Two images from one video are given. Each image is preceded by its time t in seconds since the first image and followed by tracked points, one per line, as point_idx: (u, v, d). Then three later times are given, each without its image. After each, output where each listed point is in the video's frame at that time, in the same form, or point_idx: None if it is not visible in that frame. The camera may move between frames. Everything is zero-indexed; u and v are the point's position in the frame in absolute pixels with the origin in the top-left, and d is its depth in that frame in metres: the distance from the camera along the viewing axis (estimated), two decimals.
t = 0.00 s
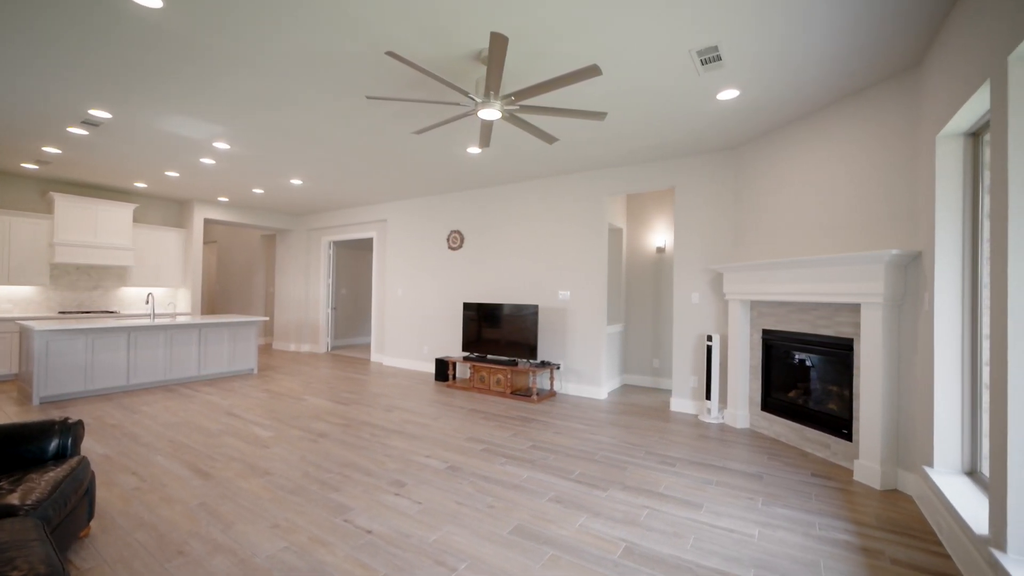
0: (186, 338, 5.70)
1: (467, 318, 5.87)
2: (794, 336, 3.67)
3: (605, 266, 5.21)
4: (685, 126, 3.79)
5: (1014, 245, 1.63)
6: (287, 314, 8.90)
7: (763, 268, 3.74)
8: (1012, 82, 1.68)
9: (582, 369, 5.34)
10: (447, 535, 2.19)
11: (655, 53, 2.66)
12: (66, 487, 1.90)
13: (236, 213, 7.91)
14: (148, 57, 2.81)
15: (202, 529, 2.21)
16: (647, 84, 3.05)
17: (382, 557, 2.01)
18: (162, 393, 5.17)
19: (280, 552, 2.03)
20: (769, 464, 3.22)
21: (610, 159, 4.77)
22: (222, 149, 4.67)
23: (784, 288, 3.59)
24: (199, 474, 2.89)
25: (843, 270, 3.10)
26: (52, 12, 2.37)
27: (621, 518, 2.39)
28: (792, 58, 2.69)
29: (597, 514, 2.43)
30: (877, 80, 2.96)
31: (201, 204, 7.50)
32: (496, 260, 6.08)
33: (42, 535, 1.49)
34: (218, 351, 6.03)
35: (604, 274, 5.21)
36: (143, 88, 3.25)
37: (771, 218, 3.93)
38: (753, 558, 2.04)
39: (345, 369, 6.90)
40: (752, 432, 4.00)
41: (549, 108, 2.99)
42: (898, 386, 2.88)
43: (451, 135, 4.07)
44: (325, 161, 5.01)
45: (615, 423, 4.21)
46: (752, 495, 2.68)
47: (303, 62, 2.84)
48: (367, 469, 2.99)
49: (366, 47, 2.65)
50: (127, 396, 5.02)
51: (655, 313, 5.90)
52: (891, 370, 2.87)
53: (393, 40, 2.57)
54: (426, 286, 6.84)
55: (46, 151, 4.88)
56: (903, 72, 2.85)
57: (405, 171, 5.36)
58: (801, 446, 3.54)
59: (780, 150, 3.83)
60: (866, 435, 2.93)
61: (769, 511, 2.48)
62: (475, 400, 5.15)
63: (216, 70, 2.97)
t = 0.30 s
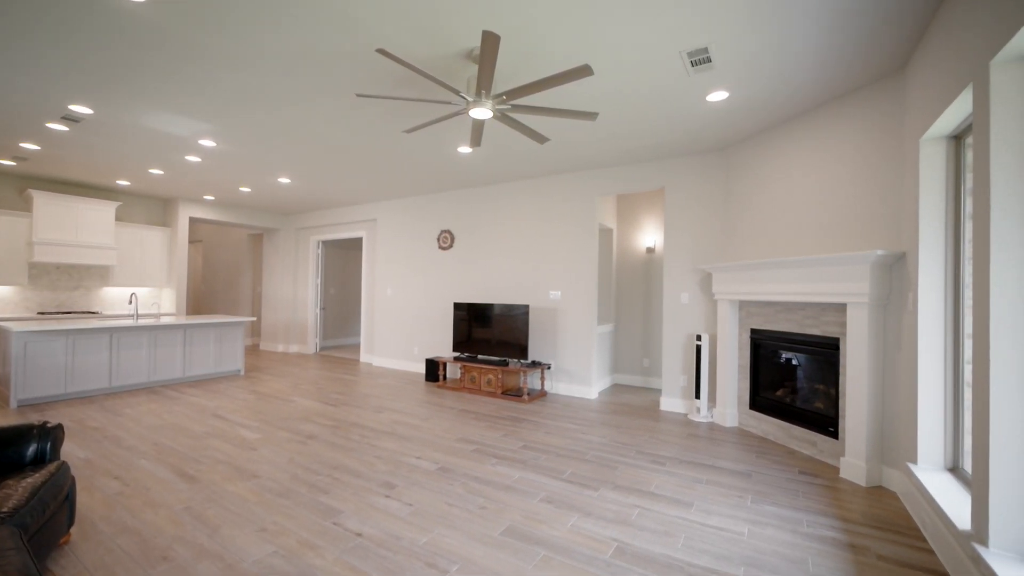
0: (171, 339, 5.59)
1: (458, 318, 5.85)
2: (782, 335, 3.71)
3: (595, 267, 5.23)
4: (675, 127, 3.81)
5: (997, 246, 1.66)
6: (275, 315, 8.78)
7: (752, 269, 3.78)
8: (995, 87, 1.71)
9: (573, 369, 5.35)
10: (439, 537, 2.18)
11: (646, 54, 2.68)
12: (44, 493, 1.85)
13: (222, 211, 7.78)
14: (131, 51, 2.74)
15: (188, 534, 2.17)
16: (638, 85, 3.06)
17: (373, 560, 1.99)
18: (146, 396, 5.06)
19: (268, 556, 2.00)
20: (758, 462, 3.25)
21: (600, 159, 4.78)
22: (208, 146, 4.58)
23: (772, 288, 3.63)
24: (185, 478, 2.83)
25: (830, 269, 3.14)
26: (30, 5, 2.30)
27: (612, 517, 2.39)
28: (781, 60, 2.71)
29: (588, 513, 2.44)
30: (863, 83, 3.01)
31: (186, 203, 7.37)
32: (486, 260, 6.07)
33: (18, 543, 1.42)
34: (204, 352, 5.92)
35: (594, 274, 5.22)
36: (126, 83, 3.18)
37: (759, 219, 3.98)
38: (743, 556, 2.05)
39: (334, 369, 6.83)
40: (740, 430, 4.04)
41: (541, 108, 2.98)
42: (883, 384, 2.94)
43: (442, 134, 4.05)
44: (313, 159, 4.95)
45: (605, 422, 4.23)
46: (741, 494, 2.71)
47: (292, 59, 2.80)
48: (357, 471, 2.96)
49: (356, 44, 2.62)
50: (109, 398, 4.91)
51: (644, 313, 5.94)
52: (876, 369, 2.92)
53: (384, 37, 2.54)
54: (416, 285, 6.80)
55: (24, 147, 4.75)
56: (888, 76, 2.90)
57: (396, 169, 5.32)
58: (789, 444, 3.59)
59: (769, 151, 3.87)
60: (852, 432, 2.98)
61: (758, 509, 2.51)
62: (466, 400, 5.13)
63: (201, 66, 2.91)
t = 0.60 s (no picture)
0: (155, 340, 5.48)
1: (448, 318, 5.82)
2: (770, 335, 3.76)
3: (586, 267, 5.24)
4: (664, 128, 3.83)
5: (980, 247, 1.70)
6: (262, 315, 8.65)
7: (740, 269, 3.81)
8: (977, 92, 1.75)
9: (564, 369, 5.36)
10: (430, 540, 2.16)
11: (638, 56, 2.69)
12: (22, 500, 1.80)
13: (207, 210, 7.66)
14: (114, 46, 2.68)
15: (173, 540, 2.12)
16: (630, 86, 3.07)
17: (363, 564, 1.96)
18: (128, 398, 4.95)
19: (256, 562, 1.97)
20: (747, 460, 3.29)
21: (591, 160, 4.80)
22: (193, 144, 4.50)
23: (760, 289, 3.68)
24: (169, 482, 2.77)
25: (817, 270, 3.18)
26: None
27: (604, 518, 2.40)
28: (769, 63, 2.74)
29: (580, 514, 2.44)
30: (849, 87, 3.06)
31: (170, 201, 7.23)
32: (477, 260, 6.05)
33: None
34: (189, 353, 5.81)
35: (585, 274, 5.24)
36: (108, 78, 3.10)
37: (747, 220, 4.02)
38: (733, 554, 2.07)
39: (323, 370, 6.76)
40: (729, 429, 4.08)
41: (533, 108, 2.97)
42: (868, 383, 2.98)
43: (432, 133, 4.02)
44: (301, 158, 4.89)
45: (596, 422, 4.24)
46: (731, 492, 2.74)
47: (280, 56, 2.76)
48: (347, 474, 2.93)
49: (346, 42, 2.58)
50: (90, 401, 4.79)
51: (635, 312, 5.97)
52: (862, 367, 2.97)
53: (374, 35, 2.51)
54: (406, 285, 6.75)
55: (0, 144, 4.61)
56: (873, 80, 2.95)
57: (385, 169, 5.28)
58: (777, 443, 3.63)
59: (757, 153, 3.92)
60: (838, 430, 3.03)
61: (747, 508, 2.53)
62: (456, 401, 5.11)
63: (187, 62, 2.86)
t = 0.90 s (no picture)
0: (137, 341, 5.36)
1: (438, 318, 5.79)
2: (757, 335, 3.80)
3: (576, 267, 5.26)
4: (655, 129, 3.86)
5: (963, 249, 1.74)
6: (248, 315, 8.52)
7: (729, 269, 3.86)
8: (960, 97, 1.79)
9: (554, 369, 5.36)
10: (422, 543, 2.14)
11: (629, 57, 2.70)
12: None
13: (192, 209, 7.52)
14: (96, 41, 2.61)
15: (157, 547, 2.08)
16: (621, 87, 3.08)
17: (354, 568, 1.94)
18: (110, 401, 4.83)
19: (244, 567, 1.93)
20: (735, 459, 3.32)
21: (582, 161, 4.81)
22: (177, 141, 4.40)
23: (748, 289, 3.72)
24: (153, 487, 2.71)
25: (804, 271, 3.23)
26: None
27: (596, 518, 2.41)
28: (758, 66, 2.78)
29: (572, 514, 2.44)
30: (835, 91, 3.12)
31: (153, 200, 7.08)
32: (467, 259, 6.03)
33: None
34: (173, 355, 5.70)
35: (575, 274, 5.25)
36: (89, 74, 3.02)
37: (736, 221, 4.07)
38: (724, 552, 2.09)
39: (311, 371, 6.68)
40: (718, 428, 4.13)
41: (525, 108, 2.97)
42: (853, 382, 3.04)
43: (423, 133, 4.00)
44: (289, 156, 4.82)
45: (586, 422, 4.25)
46: (721, 491, 2.76)
47: (268, 53, 2.71)
48: (336, 476, 2.90)
49: (336, 39, 2.55)
50: (70, 404, 4.67)
51: (624, 312, 6.01)
52: (848, 367, 3.02)
53: (365, 33, 2.49)
54: (396, 286, 6.70)
55: None
56: (858, 84, 3.01)
57: (375, 168, 5.24)
58: (765, 441, 3.68)
59: (745, 155, 3.97)
60: (825, 429, 3.08)
61: (737, 506, 2.56)
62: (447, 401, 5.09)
63: (172, 58, 2.80)
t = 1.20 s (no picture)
0: (119, 343, 5.24)
1: (428, 319, 5.75)
2: (745, 334, 3.84)
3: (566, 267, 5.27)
4: (645, 131, 3.88)
5: (945, 251, 1.78)
6: (234, 316, 8.38)
7: (717, 270, 3.90)
8: (942, 103, 1.83)
9: (544, 369, 5.37)
10: (413, 546, 2.13)
11: (620, 59, 2.71)
12: None
13: (176, 208, 7.37)
14: (76, 34, 2.54)
15: (141, 554, 2.03)
16: (611, 88, 3.10)
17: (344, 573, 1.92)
18: (90, 405, 4.71)
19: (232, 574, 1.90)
20: (724, 458, 3.36)
21: (571, 161, 4.82)
22: (160, 138, 4.31)
23: (736, 289, 3.76)
24: (136, 493, 2.65)
25: (790, 271, 3.28)
26: None
27: (587, 518, 2.41)
28: (747, 69, 2.81)
29: (563, 515, 2.45)
30: (820, 95, 3.18)
31: (135, 198, 6.92)
32: (457, 259, 6.00)
33: None
34: (156, 358, 5.58)
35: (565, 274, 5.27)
36: (69, 68, 2.94)
37: (723, 222, 4.12)
38: (714, 550, 2.11)
39: (298, 373, 6.59)
40: (706, 427, 4.17)
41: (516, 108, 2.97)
42: (838, 381, 3.09)
43: (413, 132, 3.97)
44: (276, 154, 4.75)
45: (576, 422, 4.27)
46: (710, 489, 2.79)
47: (255, 49, 2.67)
48: (325, 479, 2.86)
49: (325, 37, 2.52)
50: (48, 408, 4.53)
51: (614, 312, 6.04)
52: (833, 366, 3.08)
53: (355, 30, 2.46)
54: (384, 286, 6.65)
55: None
56: (843, 89, 3.07)
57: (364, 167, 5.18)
58: (753, 440, 3.73)
59: (732, 157, 4.02)
60: (811, 427, 3.13)
61: (726, 504, 2.59)
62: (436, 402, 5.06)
63: (155, 53, 2.74)
